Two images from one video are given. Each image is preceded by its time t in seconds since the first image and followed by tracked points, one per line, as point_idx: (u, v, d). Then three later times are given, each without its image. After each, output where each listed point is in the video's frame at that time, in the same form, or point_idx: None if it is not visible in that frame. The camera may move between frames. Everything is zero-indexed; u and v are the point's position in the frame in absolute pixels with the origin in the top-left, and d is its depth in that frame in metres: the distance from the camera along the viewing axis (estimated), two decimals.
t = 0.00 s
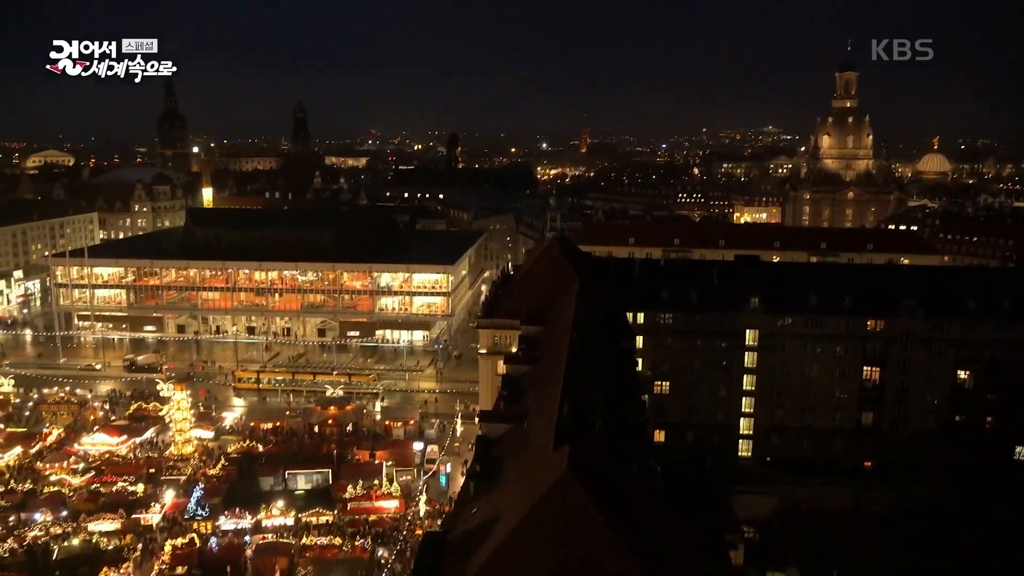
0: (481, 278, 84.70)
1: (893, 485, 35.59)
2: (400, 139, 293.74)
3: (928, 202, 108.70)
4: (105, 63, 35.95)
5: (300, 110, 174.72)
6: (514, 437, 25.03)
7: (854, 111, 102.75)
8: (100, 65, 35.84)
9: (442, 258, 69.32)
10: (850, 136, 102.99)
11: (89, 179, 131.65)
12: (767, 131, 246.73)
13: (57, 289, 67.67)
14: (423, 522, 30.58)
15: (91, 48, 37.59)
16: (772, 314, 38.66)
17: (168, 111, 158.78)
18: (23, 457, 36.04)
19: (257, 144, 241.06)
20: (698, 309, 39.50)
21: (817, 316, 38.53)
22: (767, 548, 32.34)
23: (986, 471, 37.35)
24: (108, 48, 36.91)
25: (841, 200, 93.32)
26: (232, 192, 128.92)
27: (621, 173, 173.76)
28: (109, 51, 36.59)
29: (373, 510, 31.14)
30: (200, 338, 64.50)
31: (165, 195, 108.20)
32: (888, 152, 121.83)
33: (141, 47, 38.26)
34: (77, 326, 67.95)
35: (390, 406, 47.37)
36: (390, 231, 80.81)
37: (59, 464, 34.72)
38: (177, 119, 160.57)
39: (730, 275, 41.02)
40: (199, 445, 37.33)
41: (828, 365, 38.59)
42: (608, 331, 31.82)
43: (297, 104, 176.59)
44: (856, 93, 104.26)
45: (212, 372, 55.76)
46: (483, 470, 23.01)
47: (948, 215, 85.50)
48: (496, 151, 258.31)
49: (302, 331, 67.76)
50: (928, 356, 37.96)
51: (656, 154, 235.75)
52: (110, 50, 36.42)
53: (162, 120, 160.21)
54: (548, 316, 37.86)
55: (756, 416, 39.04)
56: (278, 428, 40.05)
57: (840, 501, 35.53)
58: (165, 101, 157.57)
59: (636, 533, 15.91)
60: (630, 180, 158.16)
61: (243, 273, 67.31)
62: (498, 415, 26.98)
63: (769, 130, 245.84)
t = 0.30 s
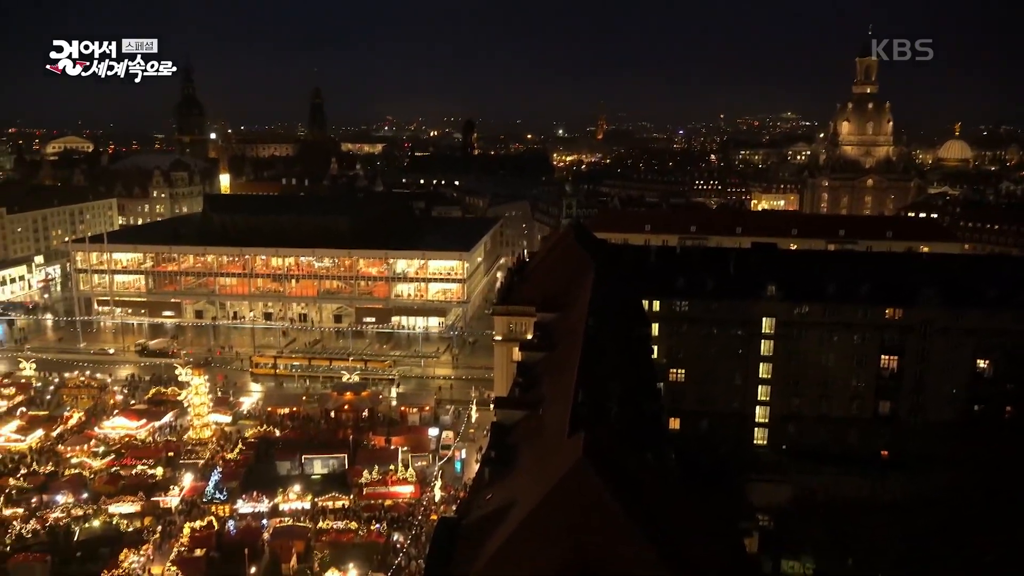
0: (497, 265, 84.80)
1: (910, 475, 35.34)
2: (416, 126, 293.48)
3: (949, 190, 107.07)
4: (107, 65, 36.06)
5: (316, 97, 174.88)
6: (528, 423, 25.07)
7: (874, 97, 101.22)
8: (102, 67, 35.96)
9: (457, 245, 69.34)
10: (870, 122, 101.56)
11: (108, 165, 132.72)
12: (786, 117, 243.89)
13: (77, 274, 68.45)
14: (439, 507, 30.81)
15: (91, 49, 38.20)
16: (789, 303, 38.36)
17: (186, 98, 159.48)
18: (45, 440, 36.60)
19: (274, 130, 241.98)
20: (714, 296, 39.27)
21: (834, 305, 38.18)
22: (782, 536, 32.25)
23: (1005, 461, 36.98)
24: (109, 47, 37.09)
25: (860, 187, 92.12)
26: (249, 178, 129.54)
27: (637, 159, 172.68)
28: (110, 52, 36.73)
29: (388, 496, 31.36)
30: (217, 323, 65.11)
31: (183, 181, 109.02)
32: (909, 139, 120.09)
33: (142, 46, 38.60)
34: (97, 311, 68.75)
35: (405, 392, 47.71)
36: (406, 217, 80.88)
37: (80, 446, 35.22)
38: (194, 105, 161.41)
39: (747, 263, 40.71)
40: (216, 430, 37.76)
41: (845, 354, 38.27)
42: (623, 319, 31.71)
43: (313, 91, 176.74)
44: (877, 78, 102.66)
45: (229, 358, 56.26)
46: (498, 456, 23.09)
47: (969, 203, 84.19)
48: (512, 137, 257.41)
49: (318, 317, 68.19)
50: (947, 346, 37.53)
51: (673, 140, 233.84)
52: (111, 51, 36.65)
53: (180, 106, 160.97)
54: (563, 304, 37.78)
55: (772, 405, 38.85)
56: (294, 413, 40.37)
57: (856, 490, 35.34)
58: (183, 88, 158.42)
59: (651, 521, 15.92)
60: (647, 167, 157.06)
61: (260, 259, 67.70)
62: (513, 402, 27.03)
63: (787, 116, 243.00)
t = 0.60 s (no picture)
0: (510, 258, 84.82)
1: (925, 469, 35.07)
2: (430, 117, 293.41)
3: (966, 182, 105.93)
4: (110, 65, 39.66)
5: (330, 88, 175.24)
6: (541, 415, 25.10)
7: (892, 88, 100.15)
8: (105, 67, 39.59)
9: (471, 236, 69.36)
10: (886, 114, 100.58)
11: (124, 156, 133.75)
12: (802, 109, 241.78)
13: (94, 264, 69.15)
14: (451, 498, 30.92)
15: (91, 47, 40.83)
16: (803, 296, 38.15)
17: (201, 90, 160.39)
18: (63, 428, 37.08)
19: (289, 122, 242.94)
20: (728, 289, 39.08)
21: (849, 298, 37.91)
22: (796, 529, 32.11)
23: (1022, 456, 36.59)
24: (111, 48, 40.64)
25: (876, 179, 91.29)
26: (264, 170, 130.19)
27: (651, 151, 171.82)
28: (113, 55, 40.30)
29: (401, 486, 31.53)
30: (232, 314, 65.61)
31: (198, 172, 109.77)
32: (927, 130, 118.77)
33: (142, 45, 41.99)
34: (113, 301, 69.45)
35: (418, 383, 47.92)
36: (420, 209, 81.03)
37: (97, 435, 35.67)
38: (209, 97, 162.42)
39: (761, 255, 40.51)
40: (231, 420, 38.13)
41: (860, 347, 37.98)
42: (637, 310, 31.63)
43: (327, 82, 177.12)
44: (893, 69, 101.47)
45: (244, 348, 56.74)
46: (511, 448, 23.13)
47: (988, 195, 83.18)
48: (526, 128, 256.76)
49: (332, 308, 68.48)
50: (963, 339, 37.15)
51: (687, 132, 232.45)
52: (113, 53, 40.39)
53: (195, 98, 161.87)
54: (577, 295, 37.74)
55: (786, 398, 38.67)
56: (308, 404, 40.65)
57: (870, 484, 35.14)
58: (198, 79, 159.39)
59: (664, 512, 15.88)
60: (661, 158, 156.36)
61: (275, 250, 68.04)
62: (526, 394, 27.07)
63: (803, 109, 240.89)
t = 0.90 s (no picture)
0: (521, 250, 84.80)
1: (938, 464, 34.82)
2: (442, 109, 293.14)
3: (983, 176, 104.76)
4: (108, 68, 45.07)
5: (343, 80, 175.48)
6: (552, 408, 25.12)
7: (908, 81, 99.06)
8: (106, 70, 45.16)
9: (482, 229, 69.38)
10: (902, 107, 99.62)
11: (138, 148, 134.47)
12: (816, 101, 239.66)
13: (109, 256, 69.69)
14: (462, 490, 31.05)
15: (91, 46, 45.04)
16: (816, 289, 37.91)
17: (215, 82, 160.99)
18: (78, 418, 37.48)
19: (302, 114, 243.51)
20: (740, 282, 38.90)
21: (863, 292, 37.65)
22: (807, 523, 31.98)
23: None
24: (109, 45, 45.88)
25: (891, 172, 90.48)
26: (276, 162, 130.57)
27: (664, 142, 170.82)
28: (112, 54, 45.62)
29: (412, 478, 31.64)
30: (244, 305, 65.99)
31: (211, 164, 110.41)
32: (944, 123, 117.46)
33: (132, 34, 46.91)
34: (128, 292, 70.03)
35: (429, 375, 48.06)
36: (432, 201, 81.08)
37: (111, 425, 35.99)
38: (222, 89, 163.10)
39: (774, 249, 40.27)
40: (244, 411, 38.48)
41: (873, 341, 37.73)
42: (649, 304, 31.54)
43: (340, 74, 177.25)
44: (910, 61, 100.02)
45: (257, 339, 57.04)
46: (522, 441, 23.18)
47: (1005, 189, 82.20)
48: (538, 120, 256.19)
49: (344, 300, 68.71)
50: (978, 334, 36.78)
51: (700, 124, 231.06)
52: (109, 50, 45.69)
53: (209, 90, 162.50)
54: (588, 288, 37.69)
55: (798, 392, 38.50)
56: (320, 395, 40.87)
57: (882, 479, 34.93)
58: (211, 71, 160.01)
59: (675, 506, 15.86)
60: (674, 151, 155.59)
61: (287, 242, 68.30)
62: (537, 386, 27.11)
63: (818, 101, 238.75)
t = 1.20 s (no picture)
0: (536, 242, 84.77)
1: (956, 460, 34.44)
2: (457, 100, 292.95)
3: (1004, 169, 103.25)
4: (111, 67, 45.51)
5: (359, 72, 175.75)
6: (566, 400, 25.12)
7: (928, 72, 97.73)
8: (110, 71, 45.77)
9: (498, 221, 69.39)
10: (922, 98, 98.37)
11: (156, 139, 135.42)
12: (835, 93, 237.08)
13: (127, 246, 70.34)
14: (476, 481, 31.15)
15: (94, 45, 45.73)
16: (834, 283, 37.59)
17: (232, 73, 161.76)
18: (97, 407, 37.97)
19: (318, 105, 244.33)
20: (757, 276, 38.66)
21: (881, 285, 37.29)
22: (822, 517, 31.78)
23: None
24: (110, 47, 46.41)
25: (910, 165, 89.50)
26: (293, 153, 131.12)
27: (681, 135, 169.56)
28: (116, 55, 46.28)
29: (426, 468, 31.77)
30: (261, 296, 66.44)
31: (228, 155, 111.25)
32: (965, 116, 115.87)
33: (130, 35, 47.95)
34: (146, 283, 70.73)
35: (444, 366, 48.24)
36: (447, 193, 81.19)
37: (129, 414, 36.40)
38: (239, 81, 163.97)
39: (791, 242, 39.98)
40: (260, 400, 38.78)
41: (891, 335, 37.36)
42: (664, 296, 31.41)
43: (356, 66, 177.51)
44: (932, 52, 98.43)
45: (273, 330, 57.39)
46: (535, 432, 23.21)
47: None
48: (554, 112, 255.46)
49: (359, 291, 68.93)
50: (998, 329, 36.31)
51: (717, 116, 229.41)
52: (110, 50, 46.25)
53: (226, 81, 163.33)
54: (603, 280, 37.62)
55: (814, 385, 38.21)
56: (335, 385, 41.14)
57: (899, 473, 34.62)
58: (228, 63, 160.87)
59: (688, 498, 15.79)
60: (690, 143, 154.59)
61: (303, 233, 68.64)
62: (551, 378, 27.13)
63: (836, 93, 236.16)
